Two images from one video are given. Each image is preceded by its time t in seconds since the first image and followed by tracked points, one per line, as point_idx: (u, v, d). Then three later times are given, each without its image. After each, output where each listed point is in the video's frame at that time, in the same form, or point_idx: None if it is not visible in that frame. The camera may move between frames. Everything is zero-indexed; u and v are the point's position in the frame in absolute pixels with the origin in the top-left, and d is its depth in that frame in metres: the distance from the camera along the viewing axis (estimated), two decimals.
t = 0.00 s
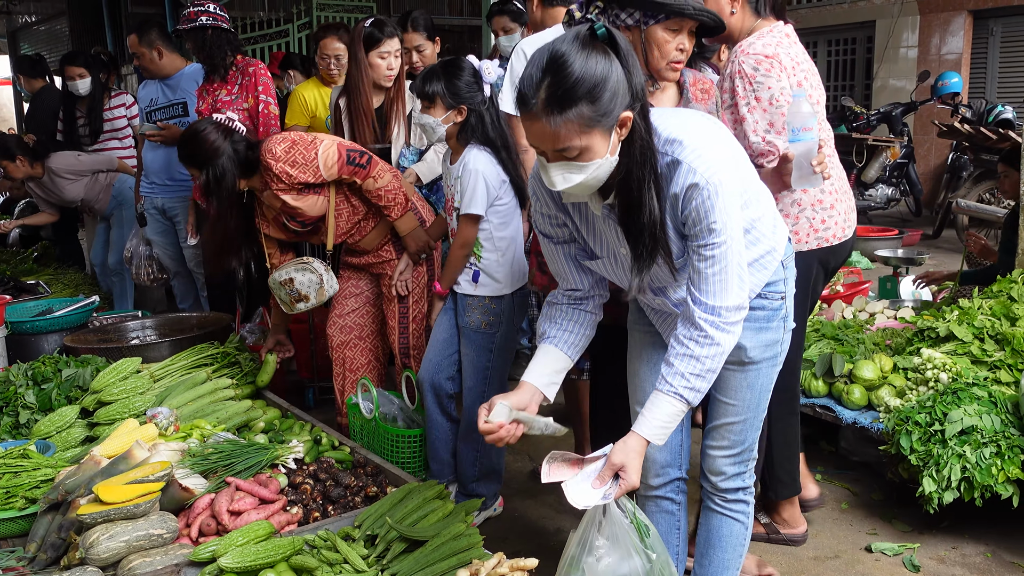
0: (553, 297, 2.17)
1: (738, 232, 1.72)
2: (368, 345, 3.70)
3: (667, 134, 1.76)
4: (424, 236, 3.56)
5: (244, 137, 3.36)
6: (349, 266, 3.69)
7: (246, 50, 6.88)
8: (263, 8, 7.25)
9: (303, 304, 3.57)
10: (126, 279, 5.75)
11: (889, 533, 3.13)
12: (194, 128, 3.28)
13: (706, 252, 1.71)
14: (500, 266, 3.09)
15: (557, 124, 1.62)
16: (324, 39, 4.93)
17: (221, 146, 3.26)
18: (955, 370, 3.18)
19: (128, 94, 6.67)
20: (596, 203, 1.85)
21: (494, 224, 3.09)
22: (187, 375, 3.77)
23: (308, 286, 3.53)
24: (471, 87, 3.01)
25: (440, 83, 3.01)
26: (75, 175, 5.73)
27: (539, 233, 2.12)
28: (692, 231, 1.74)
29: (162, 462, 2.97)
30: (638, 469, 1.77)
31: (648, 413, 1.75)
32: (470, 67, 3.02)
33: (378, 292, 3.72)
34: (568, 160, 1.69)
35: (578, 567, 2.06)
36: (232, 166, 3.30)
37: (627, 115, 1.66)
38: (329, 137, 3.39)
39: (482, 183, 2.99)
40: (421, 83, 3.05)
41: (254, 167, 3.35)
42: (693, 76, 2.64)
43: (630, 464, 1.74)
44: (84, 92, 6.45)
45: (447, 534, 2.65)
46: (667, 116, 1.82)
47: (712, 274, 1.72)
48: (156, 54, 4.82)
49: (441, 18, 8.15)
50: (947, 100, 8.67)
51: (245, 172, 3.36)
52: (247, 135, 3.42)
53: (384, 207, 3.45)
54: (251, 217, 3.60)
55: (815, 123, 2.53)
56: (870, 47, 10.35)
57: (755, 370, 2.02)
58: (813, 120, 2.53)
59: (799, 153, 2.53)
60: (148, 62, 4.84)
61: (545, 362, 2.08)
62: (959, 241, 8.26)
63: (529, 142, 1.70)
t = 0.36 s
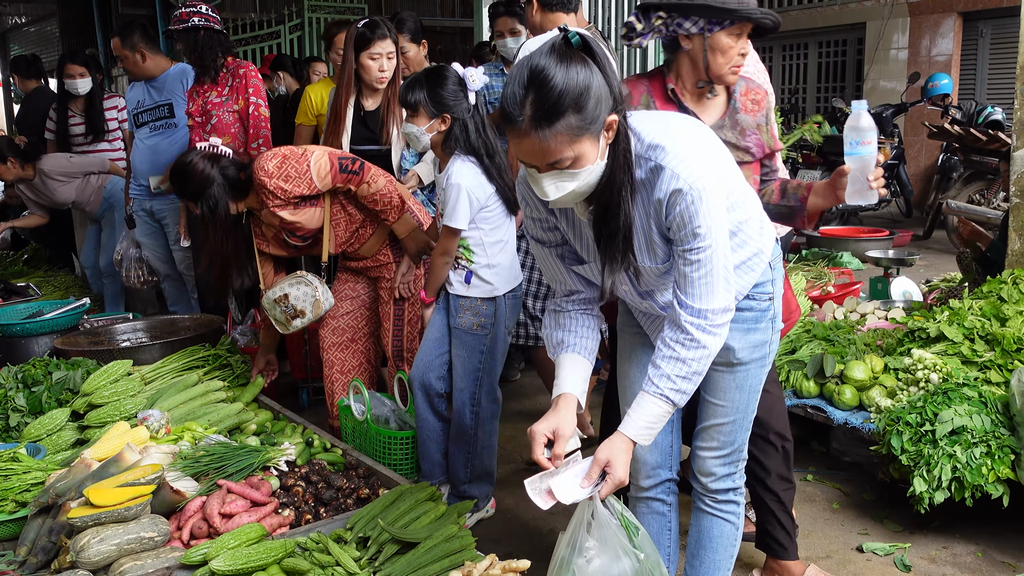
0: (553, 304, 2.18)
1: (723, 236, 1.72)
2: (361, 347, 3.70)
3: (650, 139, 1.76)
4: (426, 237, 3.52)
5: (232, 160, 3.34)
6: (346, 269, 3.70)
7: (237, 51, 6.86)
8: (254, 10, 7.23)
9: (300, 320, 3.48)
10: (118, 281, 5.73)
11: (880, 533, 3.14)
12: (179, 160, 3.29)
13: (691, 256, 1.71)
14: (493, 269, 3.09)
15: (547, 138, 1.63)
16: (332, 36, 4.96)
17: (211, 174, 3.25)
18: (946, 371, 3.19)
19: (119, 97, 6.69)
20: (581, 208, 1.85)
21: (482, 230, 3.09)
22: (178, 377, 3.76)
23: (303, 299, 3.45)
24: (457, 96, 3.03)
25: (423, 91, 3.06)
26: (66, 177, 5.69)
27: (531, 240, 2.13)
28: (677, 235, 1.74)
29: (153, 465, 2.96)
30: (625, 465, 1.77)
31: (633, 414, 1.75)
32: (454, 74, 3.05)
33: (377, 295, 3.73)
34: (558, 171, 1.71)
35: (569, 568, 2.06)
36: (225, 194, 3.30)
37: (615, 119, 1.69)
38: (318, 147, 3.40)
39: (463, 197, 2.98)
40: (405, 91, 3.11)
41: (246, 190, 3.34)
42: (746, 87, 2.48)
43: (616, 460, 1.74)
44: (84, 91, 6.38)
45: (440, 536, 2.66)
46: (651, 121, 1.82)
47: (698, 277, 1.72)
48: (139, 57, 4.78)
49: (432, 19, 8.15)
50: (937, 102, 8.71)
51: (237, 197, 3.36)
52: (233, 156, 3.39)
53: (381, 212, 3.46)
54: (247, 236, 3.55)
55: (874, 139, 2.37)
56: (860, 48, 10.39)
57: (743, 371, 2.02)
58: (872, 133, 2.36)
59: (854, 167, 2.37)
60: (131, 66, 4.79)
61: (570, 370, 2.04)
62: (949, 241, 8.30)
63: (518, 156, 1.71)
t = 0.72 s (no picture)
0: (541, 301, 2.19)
1: (709, 233, 1.72)
2: (351, 344, 3.71)
3: (633, 137, 1.75)
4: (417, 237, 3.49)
5: (224, 183, 3.38)
6: (343, 267, 3.72)
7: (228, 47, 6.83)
8: (246, 5, 7.21)
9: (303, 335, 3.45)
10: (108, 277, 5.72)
11: (869, 528, 3.16)
12: (173, 187, 3.34)
13: (678, 255, 1.72)
14: (484, 266, 3.09)
15: (523, 130, 1.62)
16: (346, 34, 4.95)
17: (201, 199, 3.31)
18: (934, 367, 3.21)
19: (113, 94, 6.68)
20: (564, 206, 1.85)
21: (470, 227, 3.09)
22: (169, 373, 3.75)
23: (303, 313, 3.42)
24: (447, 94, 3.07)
25: (414, 88, 3.08)
26: (57, 172, 5.67)
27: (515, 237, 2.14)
28: (663, 233, 1.75)
29: (143, 461, 2.96)
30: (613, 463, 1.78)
31: (625, 412, 1.76)
32: (445, 74, 3.10)
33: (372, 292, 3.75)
34: (535, 164, 1.70)
35: (557, 565, 2.06)
36: (216, 218, 3.36)
37: (593, 117, 1.68)
38: (300, 161, 3.41)
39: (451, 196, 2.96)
40: (396, 89, 3.14)
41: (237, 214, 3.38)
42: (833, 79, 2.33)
43: (605, 458, 1.75)
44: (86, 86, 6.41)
45: (430, 531, 2.66)
46: (629, 118, 1.81)
47: (686, 275, 1.73)
48: (123, 52, 4.76)
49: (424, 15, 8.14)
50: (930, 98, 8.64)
51: (228, 219, 3.41)
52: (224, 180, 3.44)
53: (368, 217, 3.45)
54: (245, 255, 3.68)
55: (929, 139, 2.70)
56: (851, 46, 10.42)
57: (727, 366, 2.03)
58: (927, 133, 2.70)
59: (911, 166, 2.70)
60: (119, 61, 4.77)
61: (565, 370, 2.04)
62: (939, 238, 8.34)
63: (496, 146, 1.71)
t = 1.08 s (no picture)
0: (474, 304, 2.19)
1: (685, 224, 1.72)
2: (343, 341, 3.71)
3: (604, 128, 1.77)
4: (409, 239, 3.52)
5: (215, 191, 3.36)
6: (337, 266, 3.73)
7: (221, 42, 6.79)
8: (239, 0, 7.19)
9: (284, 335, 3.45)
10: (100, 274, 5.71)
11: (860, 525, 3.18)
12: (163, 200, 3.30)
13: (655, 246, 1.72)
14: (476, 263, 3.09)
15: (473, 86, 1.66)
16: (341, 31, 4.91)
17: (195, 208, 3.29)
18: (925, 364, 3.22)
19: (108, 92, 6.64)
20: (523, 177, 1.86)
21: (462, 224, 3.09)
22: (161, 370, 3.74)
23: (280, 313, 3.42)
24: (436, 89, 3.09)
25: (403, 85, 3.10)
26: (48, 169, 5.63)
27: (479, 238, 2.14)
28: (638, 224, 1.74)
29: (135, 458, 2.96)
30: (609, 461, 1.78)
31: (614, 412, 1.77)
32: (433, 70, 3.12)
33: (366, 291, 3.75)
34: (480, 132, 1.72)
35: (551, 563, 2.08)
36: (210, 226, 3.34)
37: (549, 101, 1.68)
38: (291, 165, 3.40)
39: (445, 192, 2.97)
40: (385, 86, 3.15)
41: (230, 221, 3.38)
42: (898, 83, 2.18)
43: (601, 458, 1.75)
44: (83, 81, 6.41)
45: (424, 527, 2.66)
46: (600, 112, 1.84)
47: (665, 268, 1.72)
48: (113, 48, 4.72)
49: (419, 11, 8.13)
50: (919, 97, 8.93)
51: (223, 227, 3.39)
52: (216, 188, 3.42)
53: (360, 220, 3.45)
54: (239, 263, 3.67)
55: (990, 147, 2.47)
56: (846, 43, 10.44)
57: (710, 364, 2.04)
58: (987, 141, 2.47)
59: (966, 173, 2.47)
60: (110, 56, 4.74)
61: (452, 380, 2.07)
62: (932, 235, 8.38)
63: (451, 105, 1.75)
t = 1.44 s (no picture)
0: (422, 315, 2.17)
1: (677, 227, 1.72)
2: (353, 340, 3.73)
3: (586, 141, 1.78)
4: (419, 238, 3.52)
5: (224, 195, 3.37)
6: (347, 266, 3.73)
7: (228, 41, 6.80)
8: None
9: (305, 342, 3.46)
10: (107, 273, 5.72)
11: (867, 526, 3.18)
12: (174, 204, 3.32)
13: (649, 253, 1.72)
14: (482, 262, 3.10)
15: (446, 106, 1.68)
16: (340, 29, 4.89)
17: (206, 213, 3.30)
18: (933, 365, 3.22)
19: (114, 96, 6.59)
20: (506, 194, 1.87)
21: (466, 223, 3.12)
22: (169, 369, 3.75)
23: (304, 319, 3.44)
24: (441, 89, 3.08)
25: (412, 82, 3.11)
26: (55, 168, 5.63)
27: (459, 247, 2.16)
28: (630, 233, 1.75)
29: (144, 456, 2.97)
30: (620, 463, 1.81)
31: (621, 413, 1.78)
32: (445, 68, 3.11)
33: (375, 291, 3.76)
34: (455, 152, 1.74)
35: (561, 563, 2.09)
36: (220, 231, 3.36)
37: (524, 123, 1.68)
38: (299, 168, 3.41)
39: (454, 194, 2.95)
40: (395, 82, 3.16)
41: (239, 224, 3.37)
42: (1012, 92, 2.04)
43: (611, 460, 1.77)
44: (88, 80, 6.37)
45: (431, 526, 2.67)
46: (580, 124, 1.85)
47: (663, 272, 1.72)
48: (120, 46, 4.73)
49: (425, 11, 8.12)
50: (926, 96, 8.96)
51: (233, 231, 3.40)
52: (226, 192, 3.43)
53: (370, 220, 3.44)
54: (248, 264, 3.62)
55: None
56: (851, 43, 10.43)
57: (711, 362, 2.05)
58: None
59: None
60: (115, 55, 4.74)
61: (382, 409, 2.08)
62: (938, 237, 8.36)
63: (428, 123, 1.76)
